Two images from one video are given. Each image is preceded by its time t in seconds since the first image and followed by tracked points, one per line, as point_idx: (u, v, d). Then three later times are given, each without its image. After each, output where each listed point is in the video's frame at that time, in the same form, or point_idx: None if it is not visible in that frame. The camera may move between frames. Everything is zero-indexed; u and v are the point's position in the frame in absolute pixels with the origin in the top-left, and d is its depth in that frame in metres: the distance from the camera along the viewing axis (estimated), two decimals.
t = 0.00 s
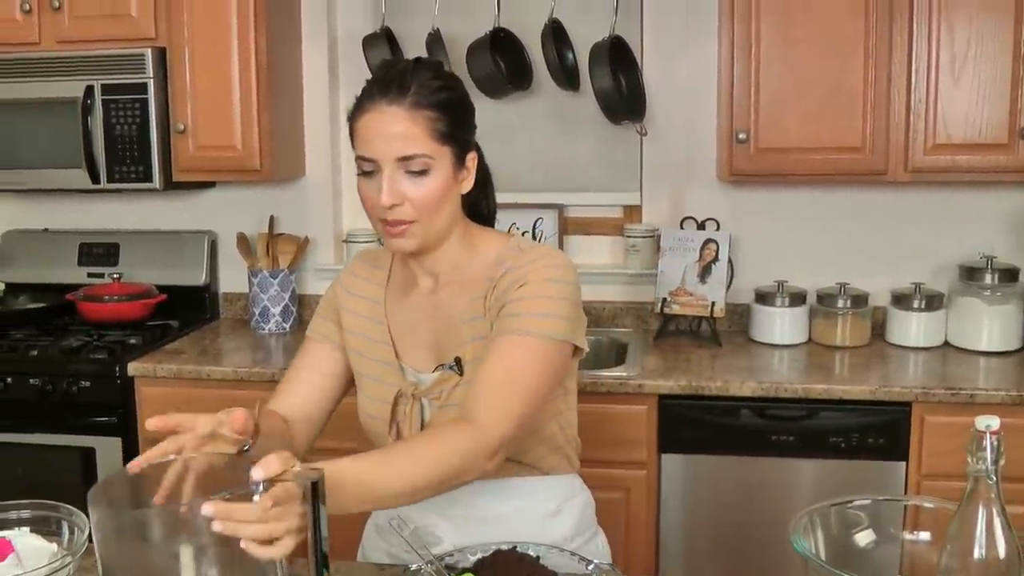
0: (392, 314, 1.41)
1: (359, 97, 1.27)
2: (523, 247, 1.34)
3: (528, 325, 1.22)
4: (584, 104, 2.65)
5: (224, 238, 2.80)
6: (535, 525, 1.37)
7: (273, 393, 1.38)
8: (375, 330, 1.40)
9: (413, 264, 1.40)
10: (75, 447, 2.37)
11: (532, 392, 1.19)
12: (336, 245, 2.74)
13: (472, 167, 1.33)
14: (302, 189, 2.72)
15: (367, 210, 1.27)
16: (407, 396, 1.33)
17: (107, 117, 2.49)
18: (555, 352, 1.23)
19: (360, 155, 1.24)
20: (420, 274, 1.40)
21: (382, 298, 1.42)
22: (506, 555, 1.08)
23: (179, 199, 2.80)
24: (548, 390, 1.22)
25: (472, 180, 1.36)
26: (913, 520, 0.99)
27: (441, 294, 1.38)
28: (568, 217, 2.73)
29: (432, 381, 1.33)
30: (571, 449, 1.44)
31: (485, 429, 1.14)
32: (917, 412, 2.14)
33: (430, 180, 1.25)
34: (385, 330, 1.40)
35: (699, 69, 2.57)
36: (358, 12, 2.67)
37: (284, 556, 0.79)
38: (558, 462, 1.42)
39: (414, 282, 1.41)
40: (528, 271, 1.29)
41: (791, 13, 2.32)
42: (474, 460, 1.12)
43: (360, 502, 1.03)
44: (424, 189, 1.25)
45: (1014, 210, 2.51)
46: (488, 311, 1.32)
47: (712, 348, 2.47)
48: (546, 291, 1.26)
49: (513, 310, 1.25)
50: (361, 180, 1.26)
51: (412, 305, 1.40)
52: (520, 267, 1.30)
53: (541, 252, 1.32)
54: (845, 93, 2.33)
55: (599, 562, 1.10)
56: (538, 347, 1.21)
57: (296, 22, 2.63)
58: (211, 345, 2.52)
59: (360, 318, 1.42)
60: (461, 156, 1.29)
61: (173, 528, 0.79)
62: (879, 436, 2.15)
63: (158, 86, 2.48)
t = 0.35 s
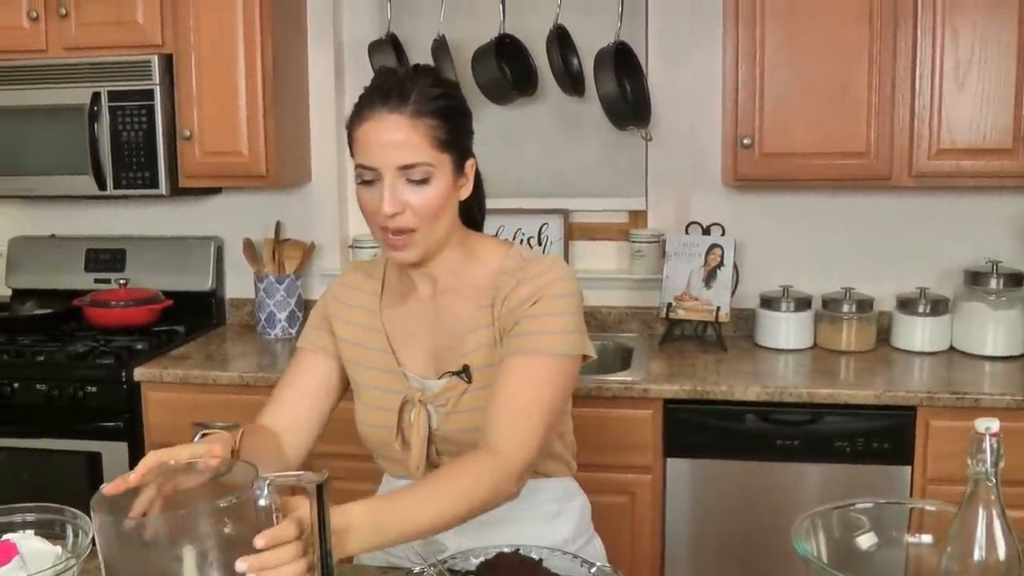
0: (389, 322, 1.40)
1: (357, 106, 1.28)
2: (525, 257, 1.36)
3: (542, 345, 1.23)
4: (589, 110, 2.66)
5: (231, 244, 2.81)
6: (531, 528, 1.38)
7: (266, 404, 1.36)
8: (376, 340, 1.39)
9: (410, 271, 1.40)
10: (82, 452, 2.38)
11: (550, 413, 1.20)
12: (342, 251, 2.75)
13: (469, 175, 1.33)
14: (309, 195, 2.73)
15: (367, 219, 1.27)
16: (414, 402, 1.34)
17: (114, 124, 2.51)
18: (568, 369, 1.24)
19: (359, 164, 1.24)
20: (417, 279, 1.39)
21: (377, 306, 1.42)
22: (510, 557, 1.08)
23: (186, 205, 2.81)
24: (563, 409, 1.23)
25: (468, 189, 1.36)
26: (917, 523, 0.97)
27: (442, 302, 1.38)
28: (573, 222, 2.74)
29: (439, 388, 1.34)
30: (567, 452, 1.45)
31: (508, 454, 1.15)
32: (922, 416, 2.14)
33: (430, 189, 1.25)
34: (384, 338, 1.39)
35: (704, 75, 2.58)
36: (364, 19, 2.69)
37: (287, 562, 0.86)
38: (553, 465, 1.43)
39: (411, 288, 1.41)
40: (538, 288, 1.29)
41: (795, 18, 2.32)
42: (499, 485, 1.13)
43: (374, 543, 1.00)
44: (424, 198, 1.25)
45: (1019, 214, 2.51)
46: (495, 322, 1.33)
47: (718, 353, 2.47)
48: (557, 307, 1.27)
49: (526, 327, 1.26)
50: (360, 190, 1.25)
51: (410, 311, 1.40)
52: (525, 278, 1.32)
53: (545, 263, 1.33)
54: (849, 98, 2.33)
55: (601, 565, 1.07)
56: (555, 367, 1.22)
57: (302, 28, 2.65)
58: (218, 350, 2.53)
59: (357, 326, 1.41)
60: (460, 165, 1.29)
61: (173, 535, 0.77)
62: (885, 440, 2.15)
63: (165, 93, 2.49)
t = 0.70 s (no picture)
0: (382, 323, 1.41)
1: (344, 109, 1.28)
2: (515, 253, 1.36)
3: (537, 338, 1.24)
4: (590, 111, 2.66)
5: (234, 247, 2.82)
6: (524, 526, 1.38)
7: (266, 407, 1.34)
8: (370, 344, 1.39)
9: (402, 273, 1.40)
10: (87, 456, 2.39)
11: (547, 405, 1.21)
12: (346, 254, 2.75)
13: (457, 175, 1.34)
14: (312, 198, 2.74)
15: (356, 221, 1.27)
16: (408, 405, 1.34)
17: (117, 128, 2.52)
18: (564, 361, 1.25)
19: (347, 167, 1.24)
20: (408, 279, 1.40)
21: (370, 309, 1.42)
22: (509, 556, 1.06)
23: (190, 208, 2.83)
24: (560, 400, 1.24)
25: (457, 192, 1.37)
26: (918, 522, 0.96)
27: (434, 302, 1.39)
28: (579, 223, 2.73)
29: (434, 387, 1.34)
30: (562, 450, 1.46)
31: (509, 448, 1.16)
32: (925, 415, 2.13)
33: (419, 189, 1.25)
34: (377, 341, 1.39)
35: (706, 77, 2.58)
36: (366, 22, 2.70)
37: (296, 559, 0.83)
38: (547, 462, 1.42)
39: (404, 291, 1.41)
40: (529, 282, 1.30)
41: (797, 19, 2.32)
42: (498, 480, 1.13)
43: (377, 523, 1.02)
44: (414, 199, 1.25)
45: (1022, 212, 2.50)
46: (488, 320, 1.33)
47: (721, 353, 2.47)
48: (548, 301, 1.28)
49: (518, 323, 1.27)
50: (349, 192, 1.26)
51: (403, 312, 1.40)
52: (518, 274, 1.32)
53: (535, 258, 1.34)
54: (851, 97, 2.33)
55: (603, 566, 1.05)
56: (548, 359, 1.23)
57: (304, 31, 2.66)
58: (222, 353, 2.54)
59: (351, 331, 1.41)
60: (447, 165, 1.30)
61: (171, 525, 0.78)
62: (888, 439, 2.14)
63: (167, 96, 2.50)
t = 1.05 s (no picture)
0: (371, 328, 1.40)
1: (332, 112, 1.29)
2: (505, 253, 1.38)
3: (540, 349, 1.26)
4: (590, 113, 2.67)
5: (235, 249, 2.83)
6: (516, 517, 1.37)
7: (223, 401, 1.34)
8: (359, 351, 1.39)
9: (389, 276, 1.39)
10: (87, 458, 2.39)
11: (560, 416, 1.25)
12: (346, 256, 2.76)
13: (447, 178, 1.34)
14: (312, 200, 2.75)
15: (345, 224, 1.27)
16: (405, 410, 1.34)
17: (117, 130, 2.52)
18: (570, 365, 1.28)
19: (336, 169, 1.25)
20: (395, 282, 1.39)
21: (357, 314, 1.41)
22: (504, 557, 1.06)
23: (191, 210, 2.83)
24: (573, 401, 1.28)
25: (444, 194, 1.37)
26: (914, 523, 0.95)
27: (426, 304, 1.38)
28: (579, 225, 2.73)
29: (429, 392, 1.34)
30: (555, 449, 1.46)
31: (529, 460, 1.21)
32: (924, 417, 2.13)
33: (409, 190, 1.25)
34: (367, 347, 1.39)
35: (706, 79, 2.58)
36: (366, 25, 2.70)
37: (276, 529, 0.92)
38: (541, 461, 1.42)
39: (392, 293, 1.40)
40: (526, 288, 1.32)
41: (797, 21, 2.32)
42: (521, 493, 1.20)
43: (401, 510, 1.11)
44: (404, 200, 1.26)
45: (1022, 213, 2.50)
46: (486, 323, 1.33)
47: (720, 355, 2.47)
48: (543, 309, 1.30)
49: (517, 334, 1.29)
50: (338, 193, 1.26)
51: (392, 317, 1.40)
52: (513, 277, 1.34)
53: (526, 259, 1.36)
54: (850, 99, 2.33)
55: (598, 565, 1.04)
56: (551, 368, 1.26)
57: (304, 34, 2.66)
58: (222, 355, 2.54)
59: (336, 337, 1.40)
60: (437, 167, 1.30)
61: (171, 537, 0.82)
62: (887, 441, 2.14)
63: (167, 99, 2.51)
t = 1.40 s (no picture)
0: (361, 329, 1.40)
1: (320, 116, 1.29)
2: (496, 251, 1.39)
3: (527, 343, 1.27)
4: (590, 114, 2.67)
5: (235, 250, 2.83)
6: (517, 516, 1.38)
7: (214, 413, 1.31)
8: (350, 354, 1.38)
9: (380, 277, 1.39)
10: (88, 458, 2.40)
11: (543, 406, 1.24)
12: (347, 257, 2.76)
13: (436, 180, 1.35)
14: (313, 201, 2.75)
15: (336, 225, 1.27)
16: (399, 411, 1.34)
17: (118, 131, 2.53)
18: (558, 360, 1.28)
19: (327, 171, 1.25)
20: (386, 283, 1.39)
21: (349, 319, 1.40)
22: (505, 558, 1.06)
23: (192, 211, 2.84)
24: (560, 398, 1.27)
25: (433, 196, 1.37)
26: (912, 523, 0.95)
27: (417, 304, 1.39)
28: (579, 226, 2.73)
29: (422, 391, 1.34)
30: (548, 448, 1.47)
31: (508, 458, 1.19)
32: (925, 418, 2.13)
33: (400, 191, 1.26)
34: (360, 350, 1.38)
35: (706, 80, 2.58)
36: (367, 26, 2.71)
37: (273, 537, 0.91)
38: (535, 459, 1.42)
39: (381, 295, 1.41)
40: (517, 283, 1.33)
41: (797, 22, 2.32)
42: (503, 490, 1.17)
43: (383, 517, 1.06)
44: (394, 200, 1.26)
45: None
46: (477, 320, 1.34)
47: (721, 355, 2.48)
48: (535, 303, 1.31)
49: (509, 329, 1.29)
50: (328, 196, 1.26)
51: (383, 319, 1.39)
52: (503, 274, 1.35)
53: (516, 257, 1.37)
54: (851, 100, 2.33)
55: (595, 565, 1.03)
56: (543, 363, 1.26)
57: (306, 35, 2.67)
58: (223, 356, 2.55)
59: (328, 338, 1.39)
60: (427, 168, 1.31)
61: (171, 533, 0.78)
62: (888, 442, 2.14)
63: (169, 100, 2.51)
